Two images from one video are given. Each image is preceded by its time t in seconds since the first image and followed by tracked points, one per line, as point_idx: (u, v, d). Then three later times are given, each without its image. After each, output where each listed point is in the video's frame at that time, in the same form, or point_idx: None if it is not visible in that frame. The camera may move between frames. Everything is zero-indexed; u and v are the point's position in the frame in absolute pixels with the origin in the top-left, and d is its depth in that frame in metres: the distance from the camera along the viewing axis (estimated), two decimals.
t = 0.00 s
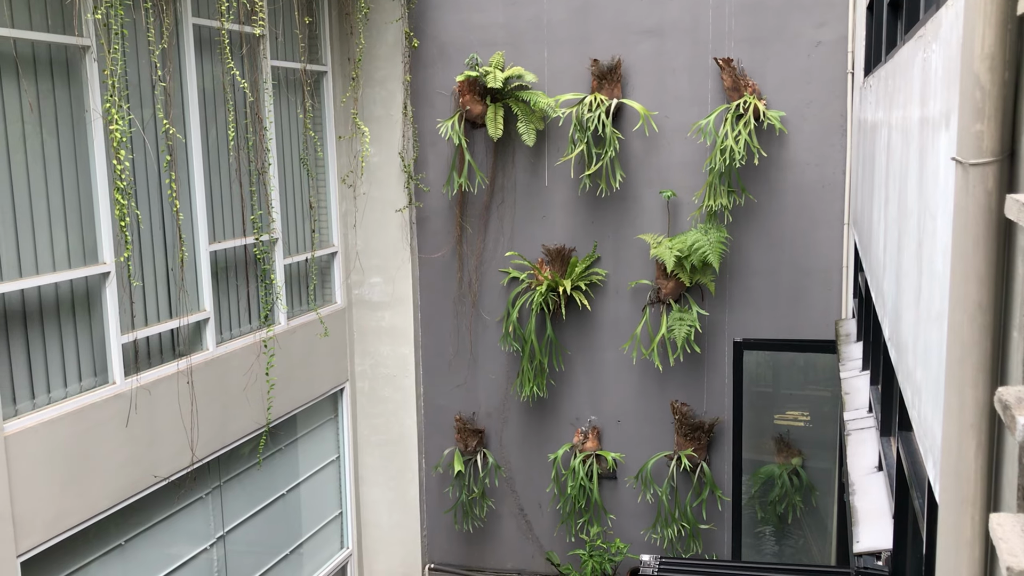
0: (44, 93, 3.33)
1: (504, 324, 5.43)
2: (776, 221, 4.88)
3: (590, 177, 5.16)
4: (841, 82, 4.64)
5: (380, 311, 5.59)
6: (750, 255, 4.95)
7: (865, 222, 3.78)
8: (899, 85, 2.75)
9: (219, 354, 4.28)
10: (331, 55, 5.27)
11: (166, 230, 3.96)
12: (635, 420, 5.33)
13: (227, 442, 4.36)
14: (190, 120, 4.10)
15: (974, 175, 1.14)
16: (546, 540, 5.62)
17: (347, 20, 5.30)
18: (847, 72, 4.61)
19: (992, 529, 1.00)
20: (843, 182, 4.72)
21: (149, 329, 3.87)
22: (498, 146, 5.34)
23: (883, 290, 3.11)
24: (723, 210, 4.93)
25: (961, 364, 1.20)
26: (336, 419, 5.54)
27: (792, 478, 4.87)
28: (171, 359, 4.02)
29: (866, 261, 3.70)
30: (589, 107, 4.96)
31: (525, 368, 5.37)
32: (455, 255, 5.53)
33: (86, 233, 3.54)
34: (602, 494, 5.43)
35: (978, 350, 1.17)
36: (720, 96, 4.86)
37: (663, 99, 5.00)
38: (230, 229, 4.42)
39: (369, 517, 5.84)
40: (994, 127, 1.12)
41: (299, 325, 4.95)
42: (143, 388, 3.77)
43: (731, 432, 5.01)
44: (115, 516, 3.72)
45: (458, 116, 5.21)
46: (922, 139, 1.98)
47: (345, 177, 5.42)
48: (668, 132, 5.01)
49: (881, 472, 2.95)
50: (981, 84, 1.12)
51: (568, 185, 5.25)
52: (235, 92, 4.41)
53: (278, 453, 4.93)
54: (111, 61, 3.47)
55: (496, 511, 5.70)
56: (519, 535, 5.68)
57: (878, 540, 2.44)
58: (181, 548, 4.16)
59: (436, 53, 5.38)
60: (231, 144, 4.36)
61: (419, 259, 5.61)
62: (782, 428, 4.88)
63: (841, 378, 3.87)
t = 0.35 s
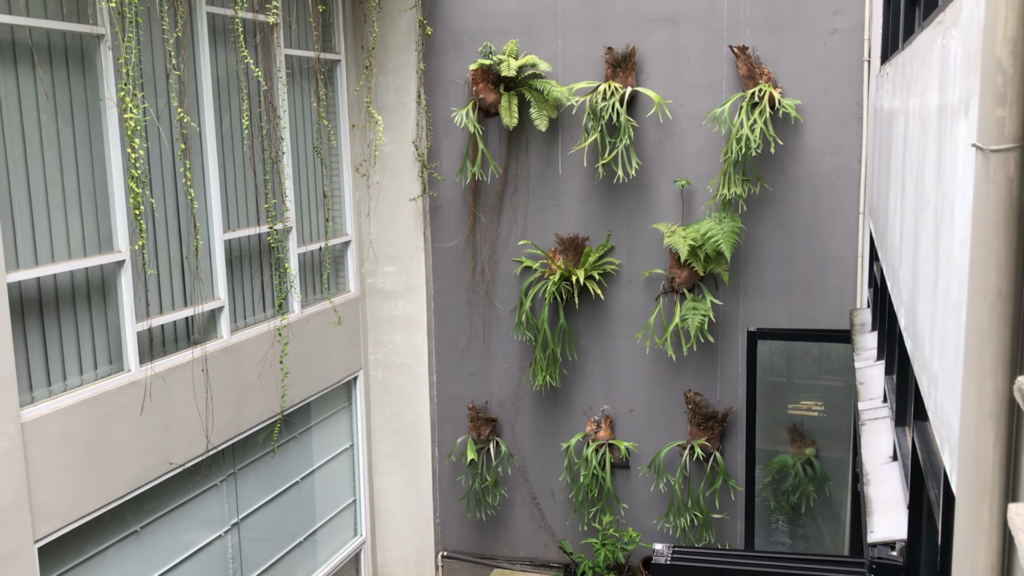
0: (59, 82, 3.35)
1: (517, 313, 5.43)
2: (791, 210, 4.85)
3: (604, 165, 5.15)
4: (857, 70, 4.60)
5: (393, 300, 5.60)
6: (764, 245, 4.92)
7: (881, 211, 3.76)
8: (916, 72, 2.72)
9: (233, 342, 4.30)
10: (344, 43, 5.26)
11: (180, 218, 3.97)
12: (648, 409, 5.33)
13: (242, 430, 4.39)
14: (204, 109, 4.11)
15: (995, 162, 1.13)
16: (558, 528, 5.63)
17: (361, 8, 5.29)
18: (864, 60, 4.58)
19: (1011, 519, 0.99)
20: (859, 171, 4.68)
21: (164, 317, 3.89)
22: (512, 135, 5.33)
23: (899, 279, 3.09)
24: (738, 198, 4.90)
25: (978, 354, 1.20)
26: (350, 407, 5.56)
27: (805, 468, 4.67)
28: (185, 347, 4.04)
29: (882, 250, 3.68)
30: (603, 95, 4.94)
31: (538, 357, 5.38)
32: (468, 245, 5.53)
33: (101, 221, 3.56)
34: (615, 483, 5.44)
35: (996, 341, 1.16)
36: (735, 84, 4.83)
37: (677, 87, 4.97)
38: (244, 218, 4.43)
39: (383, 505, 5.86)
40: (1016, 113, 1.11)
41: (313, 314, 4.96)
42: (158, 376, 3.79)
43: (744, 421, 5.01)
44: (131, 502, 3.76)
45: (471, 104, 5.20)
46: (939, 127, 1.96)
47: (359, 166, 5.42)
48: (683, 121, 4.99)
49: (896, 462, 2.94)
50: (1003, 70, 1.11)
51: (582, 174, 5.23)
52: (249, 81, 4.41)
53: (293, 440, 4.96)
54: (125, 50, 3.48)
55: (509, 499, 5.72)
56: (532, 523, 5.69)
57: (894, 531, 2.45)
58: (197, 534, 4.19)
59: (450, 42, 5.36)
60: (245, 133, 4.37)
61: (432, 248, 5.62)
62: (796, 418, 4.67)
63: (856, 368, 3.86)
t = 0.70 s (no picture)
0: (71, 71, 3.34)
1: (529, 302, 5.42)
2: (805, 198, 4.82)
3: (616, 153, 5.12)
4: (872, 56, 4.56)
5: (405, 289, 5.60)
6: (778, 233, 4.89)
7: (896, 199, 3.72)
8: (933, 58, 2.69)
9: (245, 330, 4.31)
10: (355, 31, 5.24)
11: (192, 206, 3.98)
12: (659, 398, 5.32)
13: (255, 418, 4.40)
14: (216, 97, 4.10)
15: (1015, 148, 1.12)
16: (570, 517, 5.64)
17: None
18: (878, 46, 4.53)
19: None
20: (874, 158, 4.64)
21: (176, 305, 3.90)
22: (523, 122, 5.31)
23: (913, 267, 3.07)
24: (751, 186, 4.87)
25: (997, 341, 1.19)
26: (362, 395, 5.57)
27: (818, 458, 4.56)
28: (198, 335, 4.05)
29: (896, 238, 3.65)
30: (615, 82, 4.91)
31: (549, 346, 5.37)
32: (480, 233, 5.52)
33: (113, 210, 3.57)
34: (626, 471, 5.44)
35: (1015, 329, 1.15)
36: (748, 71, 4.79)
37: (690, 74, 4.93)
38: (255, 206, 4.43)
39: (395, 492, 5.89)
40: None
41: (324, 302, 4.97)
42: (169, 364, 3.80)
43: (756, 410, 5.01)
44: (144, 490, 3.78)
45: (482, 92, 5.18)
46: (956, 112, 1.94)
47: (370, 154, 5.41)
48: (695, 108, 4.95)
49: (909, 451, 2.93)
50: None
51: (594, 162, 5.21)
52: (260, 69, 4.40)
53: (305, 428, 4.97)
54: (136, 38, 3.47)
55: (521, 488, 5.73)
56: (544, 511, 5.70)
57: (907, 520, 2.47)
58: (209, 522, 4.21)
59: (461, 29, 5.33)
60: (256, 121, 4.36)
61: (443, 237, 5.60)
62: (809, 406, 4.56)
63: (869, 357, 3.84)
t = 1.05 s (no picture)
0: (80, 60, 3.34)
1: (538, 291, 5.41)
2: (817, 186, 4.79)
3: (626, 141, 5.10)
4: (884, 43, 4.52)
5: (414, 278, 5.60)
6: (789, 221, 4.87)
7: (907, 187, 3.69)
8: (946, 43, 2.67)
9: (255, 319, 4.32)
10: (364, 19, 5.22)
11: (201, 195, 3.97)
12: (669, 387, 5.31)
13: (264, 407, 4.41)
14: (224, 86, 4.10)
15: None
16: (579, 506, 5.65)
17: None
18: (890, 33, 4.49)
19: None
20: (886, 145, 4.61)
21: (186, 294, 3.90)
22: (533, 111, 5.29)
23: (925, 255, 3.05)
24: (762, 174, 4.84)
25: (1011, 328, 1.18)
26: (371, 384, 5.58)
27: (828, 447, 4.54)
28: (207, 324, 4.06)
29: (908, 226, 3.63)
30: (625, 70, 4.89)
31: (558, 335, 5.37)
32: (489, 222, 5.51)
33: (122, 199, 3.57)
34: (636, 460, 5.43)
35: None
36: (759, 58, 4.76)
37: (700, 61, 4.90)
38: (265, 195, 4.43)
39: (404, 481, 5.90)
40: None
41: (334, 292, 4.97)
42: (179, 353, 3.81)
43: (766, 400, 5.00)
44: (154, 478, 3.79)
45: (491, 80, 5.17)
46: (970, 96, 1.92)
47: (378, 143, 5.40)
48: (706, 95, 4.92)
49: (920, 441, 2.91)
50: None
51: (603, 151, 5.19)
52: (269, 57, 4.40)
53: (315, 417, 4.98)
54: (144, 26, 3.47)
55: (530, 477, 5.73)
56: (553, 500, 5.71)
57: (919, 510, 2.46)
58: (219, 510, 4.23)
59: (469, 17, 5.31)
60: (265, 110, 4.35)
61: (452, 226, 5.59)
62: (819, 396, 4.54)
63: (880, 346, 3.82)
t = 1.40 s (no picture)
0: (85, 51, 3.34)
1: (545, 281, 5.42)
2: (824, 175, 4.77)
3: (632, 130, 5.08)
4: (892, 31, 4.50)
5: (420, 267, 5.60)
6: (796, 210, 4.85)
7: (915, 175, 3.68)
8: (954, 30, 2.65)
9: (262, 309, 4.32)
10: (369, 8, 5.20)
11: (208, 184, 3.98)
12: (676, 376, 5.31)
13: (272, 396, 4.43)
14: (230, 76, 4.09)
15: None
16: (586, 494, 5.66)
17: None
18: (899, 20, 4.46)
19: None
20: (894, 134, 4.59)
21: (193, 284, 3.91)
22: (539, 100, 5.27)
23: (933, 243, 3.04)
24: (769, 162, 4.82)
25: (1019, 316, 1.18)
26: (378, 373, 5.60)
27: (835, 436, 4.51)
28: (215, 314, 4.07)
29: (915, 214, 3.61)
30: (631, 58, 4.87)
31: (565, 324, 5.37)
32: (496, 211, 5.51)
33: (129, 189, 3.57)
34: (642, 449, 5.44)
35: None
36: (766, 47, 4.74)
37: (707, 49, 4.88)
38: (271, 185, 4.43)
39: (411, 470, 5.92)
40: None
41: (340, 282, 4.97)
42: (187, 343, 3.82)
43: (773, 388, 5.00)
44: (162, 468, 3.81)
45: (497, 69, 5.15)
46: (977, 83, 1.91)
47: (383, 132, 5.39)
48: (713, 84, 4.90)
49: (927, 429, 2.90)
50: None
51: (610, 140, 5.17)
52: (274, 47, 4.39)
53: (322, 406, 5.00)
54: (150, 16, 3.46)
55: (537, 466, 5.75)
56: (560, 488, 5.72)
57: (925, 498, 2.46)
58: (227, 499, 4.25)
59: (475, 5, 5.29)
60: (271, 99, 4.35)
61: (459, 215, 5.59)
62: (826, 385, 4.52)
63: (887, 335, 3.81)
